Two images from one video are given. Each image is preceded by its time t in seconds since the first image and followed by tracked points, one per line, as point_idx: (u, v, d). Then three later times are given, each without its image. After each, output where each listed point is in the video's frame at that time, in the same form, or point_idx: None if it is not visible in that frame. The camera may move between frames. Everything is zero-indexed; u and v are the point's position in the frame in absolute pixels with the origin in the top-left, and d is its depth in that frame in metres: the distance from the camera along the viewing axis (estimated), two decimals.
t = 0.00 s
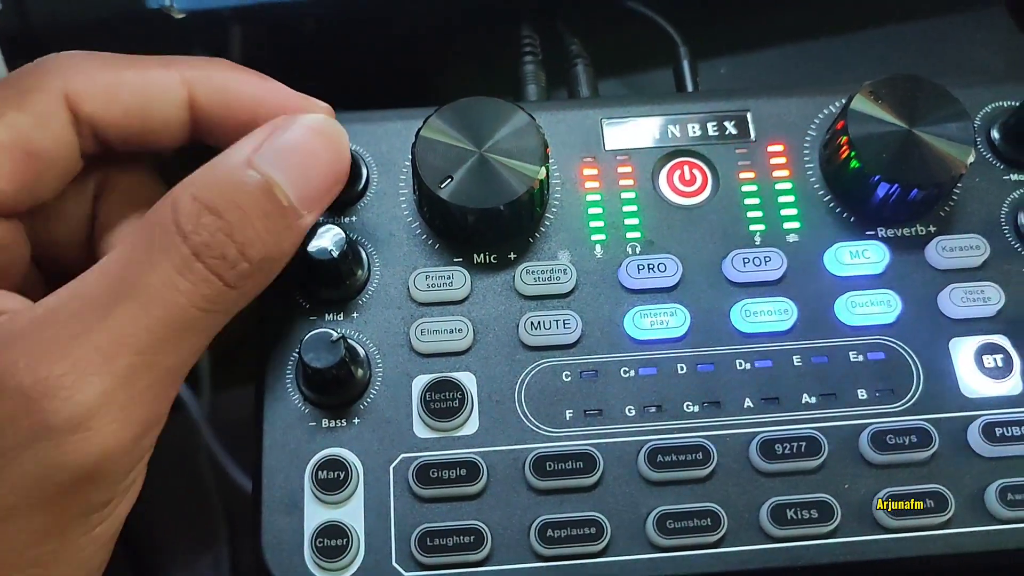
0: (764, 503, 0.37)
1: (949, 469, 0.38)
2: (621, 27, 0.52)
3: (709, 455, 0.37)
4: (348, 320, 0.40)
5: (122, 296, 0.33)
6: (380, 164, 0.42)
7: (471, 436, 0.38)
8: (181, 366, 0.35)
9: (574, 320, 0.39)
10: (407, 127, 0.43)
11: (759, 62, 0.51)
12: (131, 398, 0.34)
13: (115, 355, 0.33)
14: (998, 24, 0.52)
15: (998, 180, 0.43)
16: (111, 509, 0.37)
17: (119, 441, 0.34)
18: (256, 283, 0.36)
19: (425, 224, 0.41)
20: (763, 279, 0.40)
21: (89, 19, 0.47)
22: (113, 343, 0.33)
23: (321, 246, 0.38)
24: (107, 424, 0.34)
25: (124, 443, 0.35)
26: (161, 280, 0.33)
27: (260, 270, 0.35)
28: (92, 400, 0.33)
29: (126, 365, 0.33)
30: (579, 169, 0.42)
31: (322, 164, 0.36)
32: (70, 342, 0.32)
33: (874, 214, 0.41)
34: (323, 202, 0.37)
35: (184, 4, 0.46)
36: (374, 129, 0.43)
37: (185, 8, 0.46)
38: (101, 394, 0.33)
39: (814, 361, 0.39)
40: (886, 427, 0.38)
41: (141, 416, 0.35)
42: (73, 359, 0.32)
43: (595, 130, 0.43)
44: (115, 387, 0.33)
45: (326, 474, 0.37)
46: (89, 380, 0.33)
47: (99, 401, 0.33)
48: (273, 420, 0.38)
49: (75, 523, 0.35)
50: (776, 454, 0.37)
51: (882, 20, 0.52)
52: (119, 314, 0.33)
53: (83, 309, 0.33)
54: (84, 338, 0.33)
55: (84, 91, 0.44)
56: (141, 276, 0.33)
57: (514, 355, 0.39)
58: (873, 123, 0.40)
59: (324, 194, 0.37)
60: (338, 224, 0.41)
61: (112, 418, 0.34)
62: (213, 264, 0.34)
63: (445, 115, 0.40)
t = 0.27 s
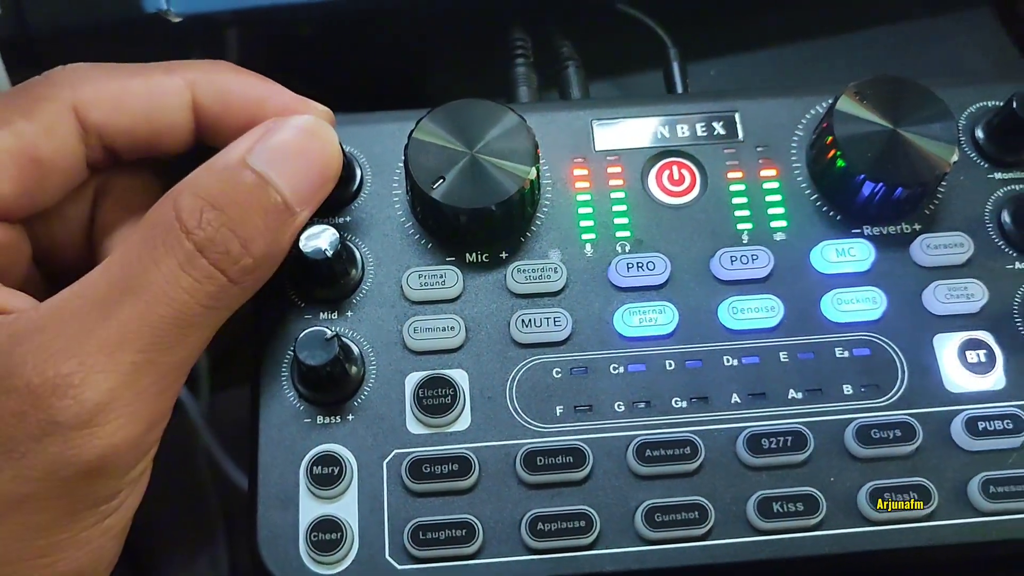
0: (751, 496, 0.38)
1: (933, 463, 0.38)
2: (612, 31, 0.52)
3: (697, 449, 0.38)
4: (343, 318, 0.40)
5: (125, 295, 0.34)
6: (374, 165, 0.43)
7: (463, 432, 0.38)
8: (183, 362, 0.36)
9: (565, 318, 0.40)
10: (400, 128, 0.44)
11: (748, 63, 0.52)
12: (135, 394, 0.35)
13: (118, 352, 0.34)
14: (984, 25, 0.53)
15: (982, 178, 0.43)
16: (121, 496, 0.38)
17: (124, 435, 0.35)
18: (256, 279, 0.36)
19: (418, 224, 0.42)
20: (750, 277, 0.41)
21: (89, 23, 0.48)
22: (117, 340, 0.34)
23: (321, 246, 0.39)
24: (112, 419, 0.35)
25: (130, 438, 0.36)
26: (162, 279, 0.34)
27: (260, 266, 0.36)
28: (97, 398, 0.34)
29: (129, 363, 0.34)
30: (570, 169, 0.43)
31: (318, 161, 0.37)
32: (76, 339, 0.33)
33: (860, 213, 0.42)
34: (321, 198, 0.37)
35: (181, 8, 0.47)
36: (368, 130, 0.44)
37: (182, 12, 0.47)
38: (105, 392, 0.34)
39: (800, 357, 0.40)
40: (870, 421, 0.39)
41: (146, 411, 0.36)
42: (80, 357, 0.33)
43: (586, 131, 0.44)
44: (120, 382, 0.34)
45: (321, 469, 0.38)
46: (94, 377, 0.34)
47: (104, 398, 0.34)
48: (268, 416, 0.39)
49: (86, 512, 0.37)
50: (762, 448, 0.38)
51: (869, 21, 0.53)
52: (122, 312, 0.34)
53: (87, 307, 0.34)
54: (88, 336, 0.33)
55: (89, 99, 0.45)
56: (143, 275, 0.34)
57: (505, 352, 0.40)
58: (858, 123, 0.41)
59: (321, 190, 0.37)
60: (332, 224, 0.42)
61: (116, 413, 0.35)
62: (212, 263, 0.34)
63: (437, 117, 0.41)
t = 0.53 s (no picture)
0: (718, 486, 0.38)
1: (898, 453, 0.39)
2: (589, 31, 0.53)
3: (665, 440, 0.39)
4: (317, 313, 0.41)
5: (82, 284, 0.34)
6: (350, 162, 0.44)
7: (435, 424, 0.39)
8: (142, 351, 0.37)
9: (536, 312, 0.41)
10: (376, 127, 0.44)
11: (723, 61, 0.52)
12: (94, 383, 0.35)
13: (75, 341, 0.34)
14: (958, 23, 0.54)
15: (949, 173, 0.44)
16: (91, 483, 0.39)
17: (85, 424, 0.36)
18: (213, 270, 0.37)
19: (392, 220, 0.42)
20: (718, 271, 0.42)
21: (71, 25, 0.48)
22: (73, 329, 0.34)
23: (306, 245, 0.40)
24: (70, 409, 0.35)
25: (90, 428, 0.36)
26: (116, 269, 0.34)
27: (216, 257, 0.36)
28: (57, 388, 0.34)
29: (86, 353, 0.35)
30: (543, 166, 0.44)
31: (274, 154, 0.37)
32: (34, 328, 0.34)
33: (827, 207, 0.43)
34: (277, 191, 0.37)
35: (160, 9, 0.47)
36: (344, 129, 0.44)
37: (161, 13, 0.47)
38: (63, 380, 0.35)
39: (768, 349, 0.41)
40: (836, 412, 0.39)
41: (106, 401, 0.36)
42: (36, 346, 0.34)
43: (558, 128, 0.44)
44: (78, 371, 0.35)
45: (294, 461, 0.38)
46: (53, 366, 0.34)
47: (62, 387, 0.35)
48: (244, 409, 0.39)
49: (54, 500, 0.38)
50: (729, 439, 0.39)
51: (843, 20, 0.53)
52: (78, 301, 0.34)
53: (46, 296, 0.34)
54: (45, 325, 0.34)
55: (62, 98, 0.46)
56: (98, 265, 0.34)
57: (477, 345, 0.40)
58: (825, 119, 0.42)
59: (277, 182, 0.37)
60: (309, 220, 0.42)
61: (76, 403, 0.35)
62: (166, 253, 0.35)
63: (410, 115, 0.41)
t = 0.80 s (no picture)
0: (678, 483, 0.39)
1: (857, 449, 0.40)
2: (560, 34, 0.54)
3: (626, 438, 0.39)
4: (284, 314, 0.41)
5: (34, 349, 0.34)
6: (318, 165, 0.44)
7: (399, 423, 0.39)
8: (102, 415, 0.36)
9: (500, 312, 0.41)
10: (343, 129, 0.45)
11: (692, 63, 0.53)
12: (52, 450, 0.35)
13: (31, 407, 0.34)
14: (925, 24, 0.54)
15: (910, 173, 0.45)
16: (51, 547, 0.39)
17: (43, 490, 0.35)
18: (171, 327, 0.36)
19: (359, 222, 0.43)
20: (681, 270, 0.42)
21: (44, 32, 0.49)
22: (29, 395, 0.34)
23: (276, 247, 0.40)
24: (28, 477, 0.35)
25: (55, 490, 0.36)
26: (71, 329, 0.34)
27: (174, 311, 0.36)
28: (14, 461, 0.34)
29: (40, 420, 0.34)
30: (508, 168, 0.44)
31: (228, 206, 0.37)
32: None
33: (789, 208, 0.43)
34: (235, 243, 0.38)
35: (132, 15, 0.47)
36: (312, 132, 0.45)
37: (132, 18, 0.48)
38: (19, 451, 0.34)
39: (729, 348, 0.41)
40: (796, 409, 0.40)
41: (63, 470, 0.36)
42: None
43: (524, 130, 0.45)
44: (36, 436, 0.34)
45: (260, 460, 0.39)
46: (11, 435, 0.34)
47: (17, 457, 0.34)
48: (210, 409, 0.40)
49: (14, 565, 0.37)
50: (689, 436, 0.39)
51: (812, 22, 0.54)
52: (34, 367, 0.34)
53: None
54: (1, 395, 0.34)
55: (20, 134, 0.45)
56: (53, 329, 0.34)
57: (441, 346, 0.41)
58: (786, 120, 0.42)
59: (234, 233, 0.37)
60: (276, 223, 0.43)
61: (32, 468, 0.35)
62: (121, 312, 0.35)
63: (376, 119, 0.42)
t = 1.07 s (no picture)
0: (667, 484, 0.39)
1: (845, 450, 0.40)
2: (551, 39, 0.54)
3: (615, 439, 0.39)
4: (274, 317, 0.42)
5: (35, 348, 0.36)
6: (308, 170, 0.44)
7: (388, 426, 0.40)
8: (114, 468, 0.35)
9: (489, 315, 0.41)
10: (333, 133, 0.45)
11: (682, 67, 0.53)
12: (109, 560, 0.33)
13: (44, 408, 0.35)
14: (914, 28, 0.54)
15: (898, 175, 0.45)
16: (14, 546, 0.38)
17: None
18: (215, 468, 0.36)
19: (348, 225, 0.43)
20: (670, 272, 0.42)
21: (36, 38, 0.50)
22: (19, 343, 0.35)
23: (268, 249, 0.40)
24: None
25: None
26: (110, 321, 0.38)
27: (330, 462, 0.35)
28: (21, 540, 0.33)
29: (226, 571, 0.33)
30: (498, 171, 0.44)
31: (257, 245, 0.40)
32: None
33: (778, 210, 0.44)
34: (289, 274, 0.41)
35: (122, 20, 0.48)
36: (302, 135, 0.45)
37: (123, 23, 0.48)
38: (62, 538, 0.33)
39: (718, 349, 0.41)
40: (785, 411, 0.40)
41: None
42: None
43: (514, 134, 0.45)
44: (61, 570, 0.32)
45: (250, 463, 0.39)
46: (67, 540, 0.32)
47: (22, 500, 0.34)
48: (201, 412, 0.40)
49: None
50: (678, 438, 0.39)
51: (801, 25, 0.54)
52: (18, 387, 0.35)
53: None
54: None
55: None
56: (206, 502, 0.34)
57: (431, 348, 0.41)
58: (774, 123, 0.42)
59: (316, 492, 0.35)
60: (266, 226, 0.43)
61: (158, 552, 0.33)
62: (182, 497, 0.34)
63: (365, 123, 0.42)
